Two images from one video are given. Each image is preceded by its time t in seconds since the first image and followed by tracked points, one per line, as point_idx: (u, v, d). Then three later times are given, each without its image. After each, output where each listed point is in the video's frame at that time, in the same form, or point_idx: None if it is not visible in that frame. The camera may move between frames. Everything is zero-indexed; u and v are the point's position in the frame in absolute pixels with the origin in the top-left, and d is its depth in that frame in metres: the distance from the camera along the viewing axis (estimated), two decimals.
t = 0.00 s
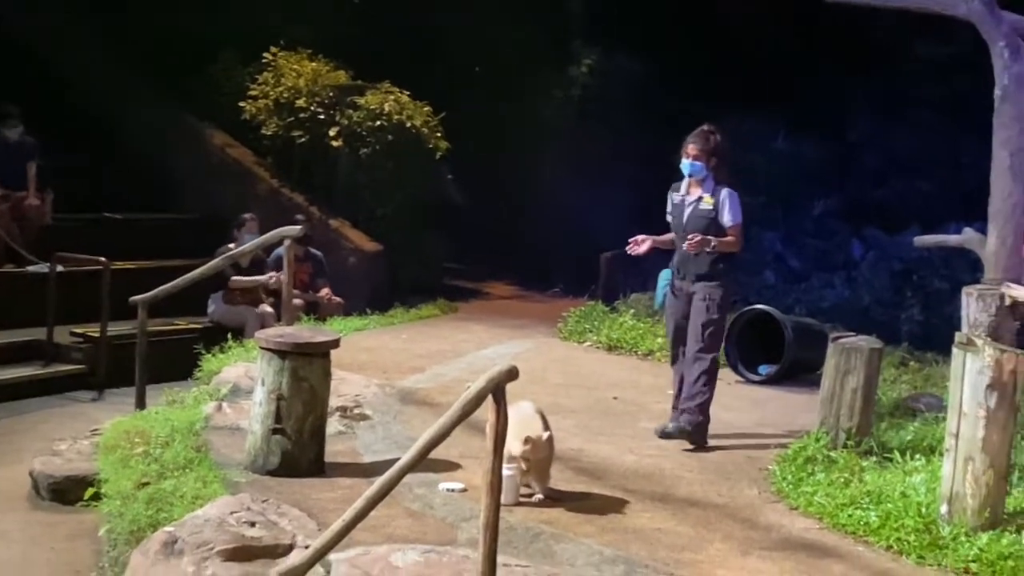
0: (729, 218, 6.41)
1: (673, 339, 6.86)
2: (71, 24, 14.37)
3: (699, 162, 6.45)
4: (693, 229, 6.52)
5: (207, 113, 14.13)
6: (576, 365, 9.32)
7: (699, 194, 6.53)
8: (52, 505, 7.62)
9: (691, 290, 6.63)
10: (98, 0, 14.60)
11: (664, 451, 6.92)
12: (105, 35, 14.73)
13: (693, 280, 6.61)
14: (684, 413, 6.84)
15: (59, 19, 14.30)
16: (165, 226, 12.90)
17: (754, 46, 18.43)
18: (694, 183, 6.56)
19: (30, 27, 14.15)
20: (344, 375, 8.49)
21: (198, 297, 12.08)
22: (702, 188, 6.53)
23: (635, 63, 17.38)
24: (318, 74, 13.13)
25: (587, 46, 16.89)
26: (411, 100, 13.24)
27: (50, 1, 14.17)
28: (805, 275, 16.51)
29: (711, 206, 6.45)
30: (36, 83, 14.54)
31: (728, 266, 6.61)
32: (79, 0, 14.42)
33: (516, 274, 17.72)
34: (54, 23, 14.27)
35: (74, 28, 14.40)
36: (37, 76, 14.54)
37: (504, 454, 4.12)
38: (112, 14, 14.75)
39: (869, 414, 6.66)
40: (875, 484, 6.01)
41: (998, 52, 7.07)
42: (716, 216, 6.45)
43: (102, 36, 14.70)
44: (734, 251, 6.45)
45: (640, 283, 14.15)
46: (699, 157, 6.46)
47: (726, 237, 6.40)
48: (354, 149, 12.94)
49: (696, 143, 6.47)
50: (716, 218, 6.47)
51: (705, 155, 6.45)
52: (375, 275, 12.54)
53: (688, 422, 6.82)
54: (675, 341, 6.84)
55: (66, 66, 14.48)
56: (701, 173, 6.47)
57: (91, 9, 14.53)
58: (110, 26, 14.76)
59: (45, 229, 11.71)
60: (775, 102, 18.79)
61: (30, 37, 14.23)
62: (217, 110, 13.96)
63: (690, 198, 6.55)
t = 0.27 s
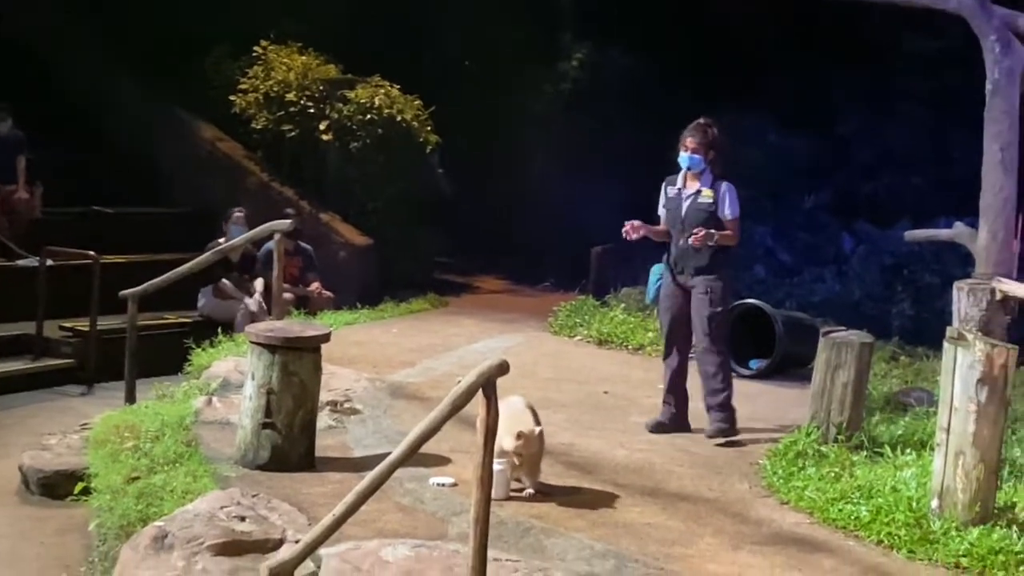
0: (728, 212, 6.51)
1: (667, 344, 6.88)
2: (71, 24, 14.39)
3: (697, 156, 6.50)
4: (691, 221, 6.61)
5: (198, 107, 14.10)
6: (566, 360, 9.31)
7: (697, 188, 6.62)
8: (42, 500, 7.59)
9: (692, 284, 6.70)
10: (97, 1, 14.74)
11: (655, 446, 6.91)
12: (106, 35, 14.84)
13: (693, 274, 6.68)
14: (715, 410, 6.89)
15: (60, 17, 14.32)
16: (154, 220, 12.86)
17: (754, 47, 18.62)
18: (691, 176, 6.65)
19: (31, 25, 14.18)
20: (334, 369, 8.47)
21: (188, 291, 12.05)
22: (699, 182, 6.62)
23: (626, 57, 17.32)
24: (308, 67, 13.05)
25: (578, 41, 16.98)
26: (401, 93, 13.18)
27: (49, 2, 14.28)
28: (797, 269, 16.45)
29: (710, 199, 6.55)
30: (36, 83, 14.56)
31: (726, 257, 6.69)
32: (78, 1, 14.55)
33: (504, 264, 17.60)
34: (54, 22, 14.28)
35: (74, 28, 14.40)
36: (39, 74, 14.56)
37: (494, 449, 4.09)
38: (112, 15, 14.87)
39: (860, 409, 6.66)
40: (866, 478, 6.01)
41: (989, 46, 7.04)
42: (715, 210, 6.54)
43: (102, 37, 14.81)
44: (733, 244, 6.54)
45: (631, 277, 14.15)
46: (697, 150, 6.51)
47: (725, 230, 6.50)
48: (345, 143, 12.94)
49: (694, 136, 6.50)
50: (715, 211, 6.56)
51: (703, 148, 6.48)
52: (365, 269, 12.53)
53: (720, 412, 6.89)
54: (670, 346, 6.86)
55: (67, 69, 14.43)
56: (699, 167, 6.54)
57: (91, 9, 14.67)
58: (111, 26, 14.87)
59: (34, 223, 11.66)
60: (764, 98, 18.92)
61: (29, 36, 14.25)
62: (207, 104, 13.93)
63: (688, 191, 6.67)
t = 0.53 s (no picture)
0: (735, 207, 6.46)
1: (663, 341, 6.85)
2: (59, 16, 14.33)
3: (704, 149, 6.49)
4: (697, 216, 6.56)
5: (187, 100, 14.06)
6: (558, 354, 9.31)
7: (703, 182, 6.57)
8: (33, 494, 7.58)
9: (698, 281, 6.67)
10: None
11: (647, 439, 6.92)
12: (105, 35, 14.82)
13: (699, 271, 6.65)
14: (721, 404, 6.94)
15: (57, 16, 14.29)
16: (144, 214, 12.84)
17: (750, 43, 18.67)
18: (698, 170, 6.62)
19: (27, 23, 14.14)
20: (325, 363, 8.46)
21: (179, 285, 12.03)
22: (706, 176, 6.58)
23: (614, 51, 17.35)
24: (298, 61, 13.00)
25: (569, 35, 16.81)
26: (392, 88, 13.15)
27: None
28: (789, 264, 16.55)
29: (717, 193, 6.50)
30: (23, 76, 14.49)
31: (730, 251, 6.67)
32: None
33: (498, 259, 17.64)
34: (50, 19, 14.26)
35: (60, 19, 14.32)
36: (34, 73, 14.49)
37: (485, 442, 4.07)
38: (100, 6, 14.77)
39: (851, 403, 6.67)
40: (856, 472, 6.02)
41: (979, 40, 6.99)
42: (721, 204, 6.49)
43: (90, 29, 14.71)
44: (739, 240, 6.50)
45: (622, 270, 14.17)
46: (704, 144, 6.50)
47: (730, 225, 6.43)
48: (336, 136, 12.93)
49: (701, 130, 6.50)
50: (720, 206, 6.51)
51: (709, 141, 6.47)
52: (356, 263, 12.53)
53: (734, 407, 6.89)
54: (666, 343, 6.83)
55: (63, 66, 14.39)
56: (706, 161, 6.52)
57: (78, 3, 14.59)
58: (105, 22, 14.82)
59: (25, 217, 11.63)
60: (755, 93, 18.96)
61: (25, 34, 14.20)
62: (197, 97, 13.90)
63: (694, 185, 6.61)
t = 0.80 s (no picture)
0: (755, 202, 6.45)
1: (673, 332, 6.81)
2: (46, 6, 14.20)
3: (719, 148, 6.43)
4: (715, 212, 6.53)
5: (178, 96, 13.99)
6: (550, 349, 9.31)
7: (719, 179, 6.52)
8: (25, 489, 7.57)
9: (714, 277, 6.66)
10: None
11: (639, 434, 6.93)
12: (105, 35, 14.72)
13: (715, 267, 6.64)
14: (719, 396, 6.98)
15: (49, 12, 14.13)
16: (138, 209, 12.82)
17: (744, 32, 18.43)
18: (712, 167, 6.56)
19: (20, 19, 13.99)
20: (318, 359, 8.45)
21: (171, 280, 12.00)
22: (721, 173, 6.52)
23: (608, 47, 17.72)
24: (291, 56, 12.98)
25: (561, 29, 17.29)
26: (385, 82, 13.13)
27: None
28: (782, 258, 16.48)
29: (734, 190, 6.46)
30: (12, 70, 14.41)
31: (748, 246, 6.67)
32: None
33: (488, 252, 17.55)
34: (43, 16, 14.10)
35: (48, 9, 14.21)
36: (27, 71, 14.38)
37: (477, 438, 4.07)
38: None
39: (843, 397, 6.68)
40: (849, 466, 6.03)
41: (972, 35, 6.96)
42: (739, 200, 6.47)
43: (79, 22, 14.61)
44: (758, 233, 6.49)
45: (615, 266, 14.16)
46: (719, 143, 6.44)
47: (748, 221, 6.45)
48: (328, 131, 12.89)
49: (713, 130, 6.43)
50: (739, 202, 6.49)
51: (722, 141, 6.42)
52: (348, 258, 12.51)
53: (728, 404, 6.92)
54: (678, 334, 6.79)
55: (55, 63, 14.26)
56: (720, 159, 6.46)
57: None
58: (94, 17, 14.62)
59: (17, 213, 11.59)
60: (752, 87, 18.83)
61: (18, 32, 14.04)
62: (189, 93, 13.85)
63: (710, 182, 6.56)
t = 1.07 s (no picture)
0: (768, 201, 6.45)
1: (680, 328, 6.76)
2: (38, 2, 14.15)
3: (732, 146, 6.43)
4: (728, 210, 6.51)
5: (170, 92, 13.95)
6: (544, 345, 9.31)
7: (733, 177, 6.51)
8: (18, 486, 7.55)
9: (724, 274, 6.66)
10: None
11: (633, 430, 6.93)
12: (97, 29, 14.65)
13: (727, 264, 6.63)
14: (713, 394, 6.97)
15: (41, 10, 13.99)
16: (131, 206, 12.80)
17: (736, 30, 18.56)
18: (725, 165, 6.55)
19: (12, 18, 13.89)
20: (311, 355, 8.45)
21: (164, 277, 11.98)
22: (734, 171, 6.50)
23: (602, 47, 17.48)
24: (284, 52, 12.95)
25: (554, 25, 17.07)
26: (377, 78, 13.18)
27: None
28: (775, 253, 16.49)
29: (748, 188, 6.45)
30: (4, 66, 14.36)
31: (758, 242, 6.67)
32: None
33: (480, 249, 17.57)
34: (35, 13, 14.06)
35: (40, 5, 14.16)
36: (22, 69, 14.34)
37: (471, 434, 4.07)
38: None
39: (836, 393, 6.68)
40: (842, 462, 6.03)
41: (964, 31, 6.95)
42: (752, 198, 6.46)
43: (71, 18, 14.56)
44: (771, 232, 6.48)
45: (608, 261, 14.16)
46: (732, 142, 6.44)
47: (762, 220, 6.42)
48: (320, 127, 12.88)
49: (726, 129, 6.44)
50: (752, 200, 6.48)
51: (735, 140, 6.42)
52: (341, 254, 12.50)
53: (722, 401, 6.91)
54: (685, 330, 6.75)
55: (50, 61, 14.24)
56: (734, 158, 6.45)
57: None
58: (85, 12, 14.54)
59: (9, 209, 11.56)
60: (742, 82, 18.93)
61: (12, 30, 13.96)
62: (181, 89, 13.82)
63: (723, 180, 6.55)
